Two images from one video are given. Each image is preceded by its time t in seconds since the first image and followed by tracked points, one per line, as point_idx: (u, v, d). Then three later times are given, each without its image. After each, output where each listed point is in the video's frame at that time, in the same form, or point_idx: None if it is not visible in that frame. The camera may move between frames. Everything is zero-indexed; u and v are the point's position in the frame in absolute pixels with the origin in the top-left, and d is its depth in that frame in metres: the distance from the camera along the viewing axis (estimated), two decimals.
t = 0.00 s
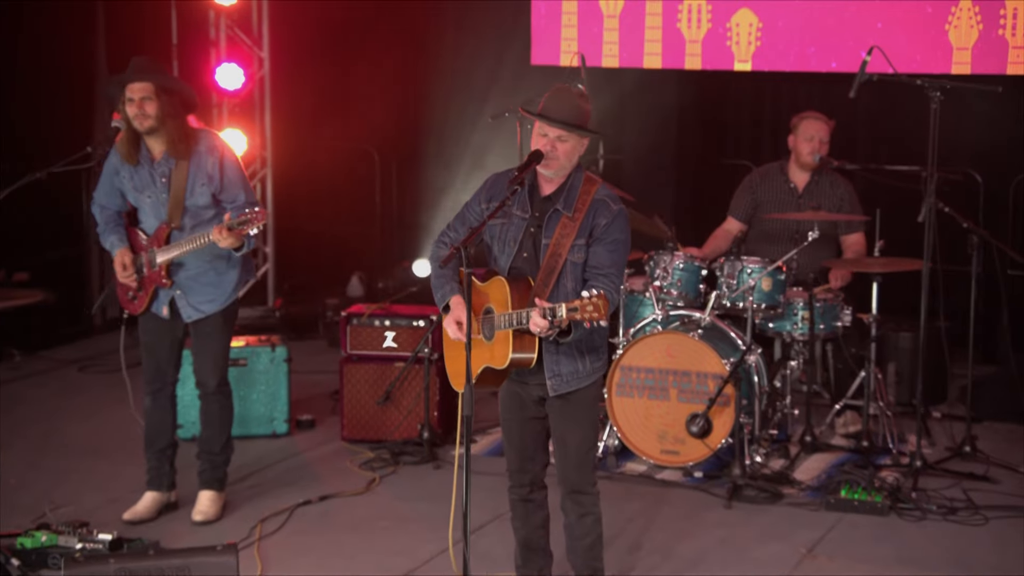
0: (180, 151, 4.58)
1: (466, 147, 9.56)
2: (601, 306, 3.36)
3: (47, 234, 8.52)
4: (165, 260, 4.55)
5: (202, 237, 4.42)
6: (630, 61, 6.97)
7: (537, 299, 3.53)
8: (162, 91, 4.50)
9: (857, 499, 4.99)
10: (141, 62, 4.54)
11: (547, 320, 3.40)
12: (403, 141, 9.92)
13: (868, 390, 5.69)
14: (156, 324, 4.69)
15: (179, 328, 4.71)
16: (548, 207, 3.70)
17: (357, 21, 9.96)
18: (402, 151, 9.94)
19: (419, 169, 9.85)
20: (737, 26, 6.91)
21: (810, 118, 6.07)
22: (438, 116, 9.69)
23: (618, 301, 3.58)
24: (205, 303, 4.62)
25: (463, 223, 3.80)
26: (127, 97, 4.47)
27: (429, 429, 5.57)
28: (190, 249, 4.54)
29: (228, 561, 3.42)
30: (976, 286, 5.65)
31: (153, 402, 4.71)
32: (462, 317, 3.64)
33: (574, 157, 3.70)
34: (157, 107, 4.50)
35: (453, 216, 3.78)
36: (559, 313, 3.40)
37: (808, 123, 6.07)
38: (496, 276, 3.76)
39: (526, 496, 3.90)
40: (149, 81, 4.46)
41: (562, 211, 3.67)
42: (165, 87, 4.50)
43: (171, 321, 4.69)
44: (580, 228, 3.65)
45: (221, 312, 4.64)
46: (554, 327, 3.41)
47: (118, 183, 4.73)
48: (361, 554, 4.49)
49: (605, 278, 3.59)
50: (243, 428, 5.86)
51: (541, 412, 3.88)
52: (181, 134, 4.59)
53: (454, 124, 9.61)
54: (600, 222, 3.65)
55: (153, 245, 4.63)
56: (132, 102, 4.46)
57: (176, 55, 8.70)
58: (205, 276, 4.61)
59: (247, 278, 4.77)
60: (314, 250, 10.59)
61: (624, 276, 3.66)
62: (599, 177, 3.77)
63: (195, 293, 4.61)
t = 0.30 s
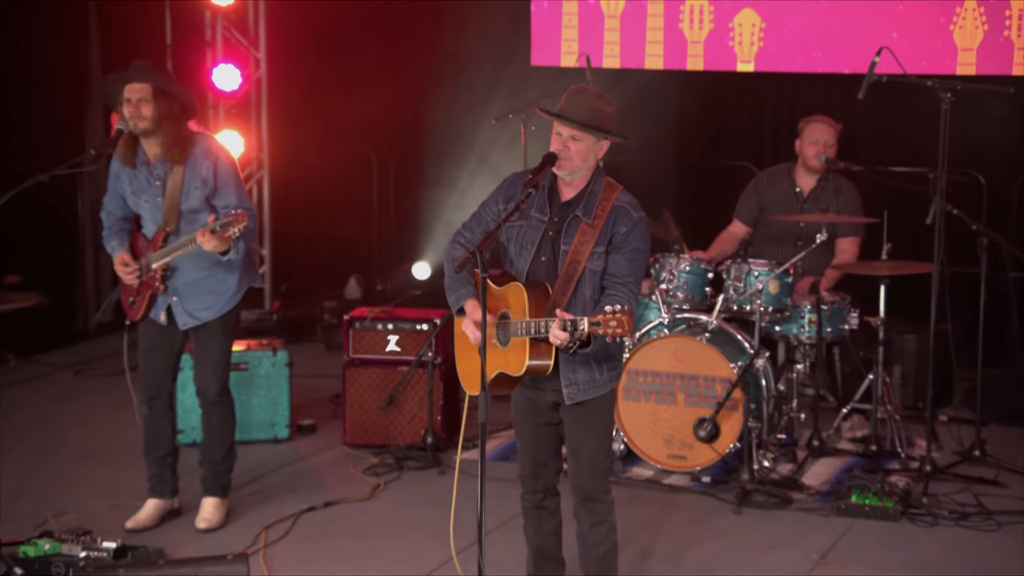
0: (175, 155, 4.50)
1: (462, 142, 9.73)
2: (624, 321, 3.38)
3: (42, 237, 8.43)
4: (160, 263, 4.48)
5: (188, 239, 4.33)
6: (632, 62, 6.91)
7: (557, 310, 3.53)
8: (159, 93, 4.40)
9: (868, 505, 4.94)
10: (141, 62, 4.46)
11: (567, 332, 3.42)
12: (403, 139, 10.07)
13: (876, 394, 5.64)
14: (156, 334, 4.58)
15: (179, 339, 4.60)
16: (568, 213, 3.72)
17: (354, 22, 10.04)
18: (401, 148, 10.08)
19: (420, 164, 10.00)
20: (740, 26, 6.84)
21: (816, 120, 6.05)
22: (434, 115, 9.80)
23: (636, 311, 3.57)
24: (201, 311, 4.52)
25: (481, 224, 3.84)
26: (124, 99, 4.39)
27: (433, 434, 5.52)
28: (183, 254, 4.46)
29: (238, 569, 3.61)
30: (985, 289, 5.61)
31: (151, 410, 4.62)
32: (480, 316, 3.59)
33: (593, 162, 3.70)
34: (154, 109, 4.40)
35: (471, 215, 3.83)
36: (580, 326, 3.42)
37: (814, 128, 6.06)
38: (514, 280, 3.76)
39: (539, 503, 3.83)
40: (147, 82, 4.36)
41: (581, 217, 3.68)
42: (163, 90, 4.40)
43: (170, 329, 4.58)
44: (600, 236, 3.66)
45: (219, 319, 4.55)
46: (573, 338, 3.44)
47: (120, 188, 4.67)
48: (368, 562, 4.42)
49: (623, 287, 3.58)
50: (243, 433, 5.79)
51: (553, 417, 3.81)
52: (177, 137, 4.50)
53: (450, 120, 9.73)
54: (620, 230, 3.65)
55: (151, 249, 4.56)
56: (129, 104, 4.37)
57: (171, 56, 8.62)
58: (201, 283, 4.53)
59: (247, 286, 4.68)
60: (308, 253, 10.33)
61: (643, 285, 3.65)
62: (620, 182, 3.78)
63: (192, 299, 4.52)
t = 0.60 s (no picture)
0: (170, 159, 4.41)
1: (463, 143, 9.48)
2: (643, 314, 3.29)
3: (37, 240, 8.36)
4: (150, 267, 4.41)
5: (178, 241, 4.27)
6: (636, 64, 6.85)
7: (575, 308, 3.48)
8: (159, 99, 4.32)
9: (880, 510, 4.89)
10: (140, 67, 4.36)
11: (585, 328, 3.37)
12: (403, 139, 9.92)
13: (885, 398, 5.60)
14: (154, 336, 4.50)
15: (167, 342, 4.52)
16: (581, 214, 3.65)
17: (354, 20, 9.90)
18: (401, 148, 9.93)
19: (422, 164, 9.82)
20: (744, 26, 6.81)
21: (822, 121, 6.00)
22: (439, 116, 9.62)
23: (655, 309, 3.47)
24: (189, 316, 4.44)
25: (493, 231, 3.78)
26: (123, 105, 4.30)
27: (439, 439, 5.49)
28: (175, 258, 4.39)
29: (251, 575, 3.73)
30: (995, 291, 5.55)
31: (144, 418, 4.53)
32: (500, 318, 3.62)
33: (603, 162, 3.63)
34: (154, 116, 4.32)
35: (482, 222, 3.77)
36: (598, 322, 3.36)
37: (820, 130, 6.00)
38: (528, 285, 3.70)
39: (555, 511, 3.80)
40: (148, 89, 4.27)
41: (595, 218, 3.60)
42: (163, 95, 4.32)
43: (157, 334, 4.51)
44: (615, 235, 3.58)
45: (207, 325, 4.45)
46: (593, 335, 3.39)
47: (113, 190, 4.58)
48: (378, 569, 4.36)
49: (641, 285, 3.49)
50: (245, 439, 5.72)
51: (571, 424, 3.78)
52: (175, 142, 4.42)
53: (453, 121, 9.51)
54: (635, 228, 3.57)
55: (141, 252, 4.48)
56: (129, 110, 4.28)
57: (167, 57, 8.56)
58: (191, 289, 4.44)
59: (237, 297, 4.60)
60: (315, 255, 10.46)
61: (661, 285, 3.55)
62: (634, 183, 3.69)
63: (180, 304, 4.43)
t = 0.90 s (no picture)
0: (172, 165, 4.33)
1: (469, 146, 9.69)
2: (664, 330, 3.25)
3: (29, 243, 8.26)
4: (144, 274, 4.26)
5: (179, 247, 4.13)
6: (635, 65, 6.80)
7: (592, 318, 3.41)
8: (164, 103, 4.27)
9: (890, 516, 4.84)
10: (143, 70, 4.30)
11: (604, 341, 3.30)
12: (407, 136, 10.05)
13: (892, 401, 5.56)
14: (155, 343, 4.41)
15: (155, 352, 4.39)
16: (599, 220, 3.60)
17: (353, 21, 9.93)
18: (401, 148, 10.06)
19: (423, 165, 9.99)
20: (744, 27, 6.75)
21: (823, 123, 5.95)
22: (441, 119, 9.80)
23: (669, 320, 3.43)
24: (178, 325, 4.31)
25: (508, 231, 3.72)
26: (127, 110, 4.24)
27: (441, 443, 5.43)
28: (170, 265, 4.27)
29: None
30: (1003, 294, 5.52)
31: (138, 430, 4.43)
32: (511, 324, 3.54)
33: (623, 167, 3.57)
34: (160, 122, 4.27)
35: (497, 222, 3.72)
36: (617, 335, 3.29)
37: (822, 132, 5.96)
38: (542, 290, 3.65)
39: (566, 518, 3.72)
40: (154, 93, 4.22)
41: (613, 225, 3.56)
42: (167, 100, 4.27)
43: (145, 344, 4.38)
44: (633, 244, 3.53)
45: (196, 334, 4.33)
46: (610, 349, 3.31)
47: (105, 195, 4.44)
48: None
49: (656, 296, 3.44)
50: (245, 444, 5.65)
51: (581, 431, 3.70)
52: (179, 149, 4.36)
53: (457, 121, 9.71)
54: (654, 238, 3.52)
55: (133, 259, 4.33)
56: (134, 114, 4.22)
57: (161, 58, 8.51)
58: (182, 298, 4.33)
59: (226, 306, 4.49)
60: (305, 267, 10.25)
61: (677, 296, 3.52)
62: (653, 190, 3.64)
63: (169, 313, 4.30)
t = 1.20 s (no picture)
0: (181, 165, 4.27)
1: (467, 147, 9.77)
2: (680, 328, 3.09)
3: (21, 247, 8.17)
4: (153, 277, 4.21)
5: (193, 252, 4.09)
6: (635, 68, 6.70)
7: (609, 320, 3.30)
8: (172, 102, 4.20)
9: (901, 523, 4.80)
10: (150, 69, 4.24)
11: (619, 342, 3.17)
12: (402, 137, 10.01)
13: (900, 406, 5.52)
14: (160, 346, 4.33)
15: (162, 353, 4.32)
16: (611, 225, 3.51)
17: (348, 19, 9.84)
18: (396, 149, 10.02)
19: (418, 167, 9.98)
20: (746, 29, 6.65)
21: (822, 123, 5.88)
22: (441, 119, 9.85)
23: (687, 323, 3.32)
24: (185, 328, 4.24)
25: (520, 242, 3.66)
26: (135, 110, 4.16)
27: (445, 450, 5.34)
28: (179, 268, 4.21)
29: None
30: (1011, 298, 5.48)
31: (145, 433, 4.36)
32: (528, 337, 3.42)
33: (630, 172, 3.46)
34: (169, 120, 4.20)
35: (508, 233, 3.65)
36: (632, 336, 3.16)
37: (819, 132, 5.89)
38: (557, 298, 3.56)
39: (582, 529, 3.69)
40: (163, 91, 4.16)
41: (625, 229, 3.46)
42: (176, 99, 4.21)
43: (151, 346, 4.30)
44: (646, 247, 3.44)
45: (203, 339, 4.26)
46: (626, 350, 3.19)
47: (111, 197, 4.34)
48: None
49: (673, 298, 3.34)
50: (246, 451, 5.58)
51: (598, 441, 3.66)
52: (187, 149, 4.31)
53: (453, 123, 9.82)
54: (667, 240, 3.42)
55: (140, 261, 4.27)
56: (144, 114, 4.14)
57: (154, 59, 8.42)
58: (188, 300, 4.26)
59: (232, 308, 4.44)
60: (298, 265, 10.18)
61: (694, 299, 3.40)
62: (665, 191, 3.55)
63: (176, 316, 4.23)
